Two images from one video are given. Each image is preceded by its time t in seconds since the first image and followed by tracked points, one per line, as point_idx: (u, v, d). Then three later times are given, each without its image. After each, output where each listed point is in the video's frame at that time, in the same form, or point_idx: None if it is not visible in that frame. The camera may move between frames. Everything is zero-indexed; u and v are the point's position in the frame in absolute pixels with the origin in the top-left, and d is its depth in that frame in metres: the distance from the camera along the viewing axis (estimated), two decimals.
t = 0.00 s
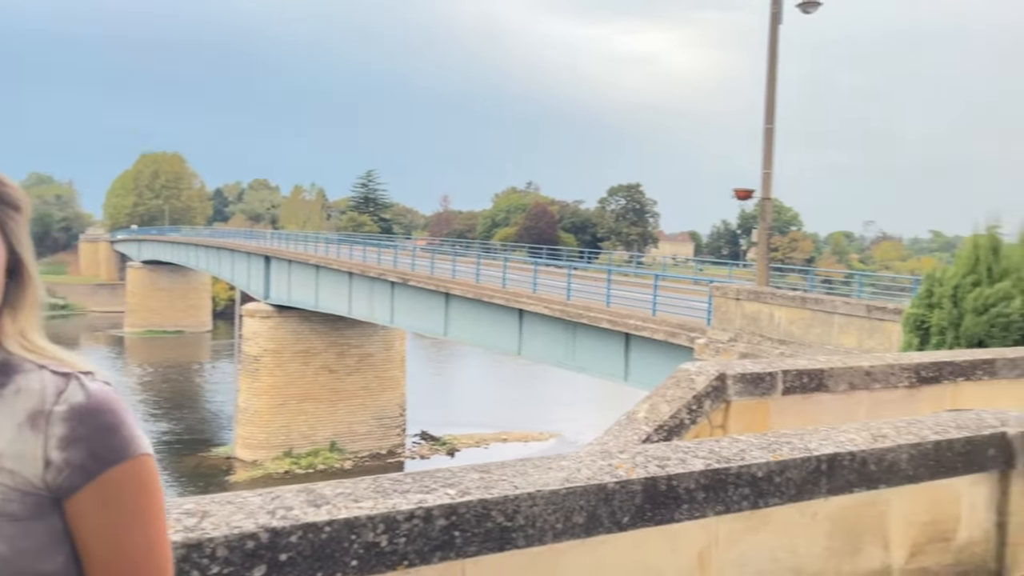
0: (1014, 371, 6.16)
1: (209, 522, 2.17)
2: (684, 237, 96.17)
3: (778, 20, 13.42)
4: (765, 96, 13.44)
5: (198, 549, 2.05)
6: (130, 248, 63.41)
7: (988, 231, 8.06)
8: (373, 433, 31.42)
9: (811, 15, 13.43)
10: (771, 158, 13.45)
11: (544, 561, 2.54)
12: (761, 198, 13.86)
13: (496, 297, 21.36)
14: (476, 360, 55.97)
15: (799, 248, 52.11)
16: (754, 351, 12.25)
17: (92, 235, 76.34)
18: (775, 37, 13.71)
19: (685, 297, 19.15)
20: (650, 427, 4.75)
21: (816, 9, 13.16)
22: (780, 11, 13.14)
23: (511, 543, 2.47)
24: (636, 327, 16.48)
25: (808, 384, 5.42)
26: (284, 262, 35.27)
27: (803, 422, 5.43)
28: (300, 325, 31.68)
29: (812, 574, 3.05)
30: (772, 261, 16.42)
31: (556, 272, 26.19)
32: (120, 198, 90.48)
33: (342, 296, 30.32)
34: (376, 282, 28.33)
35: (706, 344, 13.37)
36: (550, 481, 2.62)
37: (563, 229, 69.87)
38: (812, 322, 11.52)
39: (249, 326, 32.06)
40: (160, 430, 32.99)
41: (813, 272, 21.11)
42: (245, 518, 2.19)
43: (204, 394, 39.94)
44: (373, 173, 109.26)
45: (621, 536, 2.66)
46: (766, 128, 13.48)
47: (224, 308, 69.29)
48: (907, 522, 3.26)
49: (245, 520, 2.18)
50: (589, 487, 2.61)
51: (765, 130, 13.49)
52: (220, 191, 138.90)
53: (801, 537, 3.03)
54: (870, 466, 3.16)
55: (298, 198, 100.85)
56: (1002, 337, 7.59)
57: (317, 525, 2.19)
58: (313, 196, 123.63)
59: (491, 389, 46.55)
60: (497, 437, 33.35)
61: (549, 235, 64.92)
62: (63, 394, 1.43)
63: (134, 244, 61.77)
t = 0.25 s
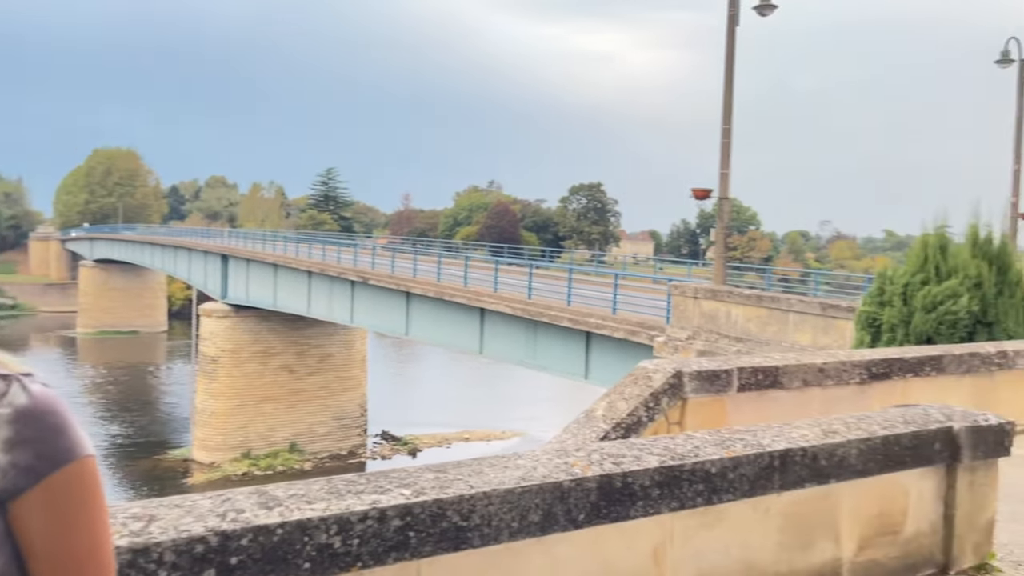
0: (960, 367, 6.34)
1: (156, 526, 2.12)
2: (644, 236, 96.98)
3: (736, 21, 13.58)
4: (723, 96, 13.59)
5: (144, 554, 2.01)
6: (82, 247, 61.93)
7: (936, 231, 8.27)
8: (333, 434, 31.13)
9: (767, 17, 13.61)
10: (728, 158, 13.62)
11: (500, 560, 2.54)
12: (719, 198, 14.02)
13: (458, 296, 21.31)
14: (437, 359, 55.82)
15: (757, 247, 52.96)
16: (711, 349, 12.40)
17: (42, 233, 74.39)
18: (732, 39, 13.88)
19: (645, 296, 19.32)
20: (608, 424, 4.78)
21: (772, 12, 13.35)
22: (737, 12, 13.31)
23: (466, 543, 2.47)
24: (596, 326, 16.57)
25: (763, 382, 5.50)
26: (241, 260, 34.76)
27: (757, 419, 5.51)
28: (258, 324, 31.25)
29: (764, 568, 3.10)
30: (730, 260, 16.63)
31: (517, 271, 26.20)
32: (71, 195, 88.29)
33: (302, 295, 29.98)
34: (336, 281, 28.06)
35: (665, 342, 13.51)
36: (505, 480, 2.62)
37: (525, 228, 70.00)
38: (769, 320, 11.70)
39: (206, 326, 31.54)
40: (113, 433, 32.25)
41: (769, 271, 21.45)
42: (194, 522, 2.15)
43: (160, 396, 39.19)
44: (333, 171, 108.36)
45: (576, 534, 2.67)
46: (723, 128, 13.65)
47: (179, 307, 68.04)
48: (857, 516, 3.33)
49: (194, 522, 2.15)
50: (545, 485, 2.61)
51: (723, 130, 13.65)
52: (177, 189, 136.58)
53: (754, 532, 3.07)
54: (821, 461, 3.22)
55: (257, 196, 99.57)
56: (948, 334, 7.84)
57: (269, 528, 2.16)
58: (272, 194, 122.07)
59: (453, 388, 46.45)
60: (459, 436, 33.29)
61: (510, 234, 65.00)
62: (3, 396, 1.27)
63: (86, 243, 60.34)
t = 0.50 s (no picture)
0: (912, 363, 6.48)
1: (104, 531, 2.08)
2: (606, 235, 97.63)
3: (695, 22, 13.74)
4: (682, 97, 13.73)
5: (93, 559, 1.96)
6: (34, 245, 60.47)
7: (888, 230, 8.44)
8: (294, 434, 30.79)
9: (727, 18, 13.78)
10: (688, 157, 13.76)
11: (458, 560, 2.54)
12: (678, 198, 14.15)
13: (420, 294, 21.24)
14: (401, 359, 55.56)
15: (717, 245, 53.63)
16: (672, 346, 12.54)
17: None
18: (692, 40, 14.03)
19: (607, 295, 19.44)
20: (568, 423, 4.79)
21: (731, 13, 13.52)
22: (697, 13, 13.46)
23: (424, 542, 2.46)
24: (558, 324, 16.63)
25: (721, 378, 5.58)
26: (200, 259, 34.23)
27: (715, 415, 5.58)
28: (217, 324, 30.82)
29: (720, 564, 3.14)
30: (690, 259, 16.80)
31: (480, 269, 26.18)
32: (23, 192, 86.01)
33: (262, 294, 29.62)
34: (297, 280, 27.77)
35: (626, 340, 13.63)
36: (463, 479, 2.61)
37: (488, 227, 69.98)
38: (728, 318, 11.84)
39: (163, 326, 31.02)
40: (68, 436, 31.53)
41: (729, 269, 21.71)
42: (145, 525, 2.11)
43: (116, 397, 38.43)
44: (294, 169, 107.17)
45: (534, 532, 2.68)
46: (683, 128, 13.79)
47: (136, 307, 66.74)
48: (810, 511, 3.39)
49: (144, 527, 2.11)
50: (503, 484, 2.62)
51: (683, 130, 13.79)
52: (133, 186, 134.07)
53: (710, 527, 3.11)
54: (776, 457, 3.27)
55: (216, 194, 98.14)
56: (900, 331, 8.02)
57: (222, 530, 2.13)
58: (231, 192, 120.36)
59: (416, 387, 46.25)
60: (422, 435, 33.17)
61: (474, 232, 64.94)
62: None
63: (38, 241, 58.89)
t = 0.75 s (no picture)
0: (866, 359, 6.60)
1: (53, 535, 2.03)
2: (570, 234, 98.02)
3: (657, 23, 13.86)
4: (644, 96, 13.84)
5: (41, 565, 1.92)
6: None
7: (844, 228, 8.57)
8: (255, 435, 30.41)
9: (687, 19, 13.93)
10: (650, 157, 13.88)
11: (416, 559, 2.53)
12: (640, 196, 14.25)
13: (383, 293, 21.12)
14: (364, 358, 55.17)
15: (680, 244, 54.15)
16: (634, 344, 12.65)
17: None
18: (653, 40, 14.15)
19: (570, 293, 19.52)
20: (529, 420, 4.80)
21: (691, 14, 13.68)
22: (658, 14, 13.59)
23: (383, 542, 2.45)
24: (522, 322, 16.65)
25: (681, 375, 5.64)
26: (157, 258, 33.64)
27: (675, 412, 5.64)
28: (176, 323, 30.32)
29: (679, 559, 3.17)
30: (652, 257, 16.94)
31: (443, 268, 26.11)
32: None
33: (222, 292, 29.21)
34: (257, 278, 27.42)
35: (589, 338, 13.71)
36: (423, 478, 2.60)
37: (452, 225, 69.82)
38: (688, 315, 11.98)
39: (120, 326, 30.44)
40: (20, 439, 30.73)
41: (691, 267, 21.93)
42: (94, 529, 2.07)
43: (71, 399, 37.62)
44: (255, 166, 105.75)
45: (494, 530, 2.68)
46: (645, 127, 13.89)
47: (91, 306, 65.37)
48: (766, 506, 3.44)
49: (95, 531, 2.06)
50: (462, 483, 2.61)
51: (645, 129, 13.90)
52: (88, 183, 131.24)
53: (669, 522, 3.15)
54: (733, 452, 3.31)
55: (175, 191, 96.50)
56: (856, 328, 8.17)
57: (174, 533, 2.09)
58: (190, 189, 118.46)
59: (379, 386, 45.98)
60: (386, 435, 32.98)
61: (438, 230, 64.74)
62: None
63: None
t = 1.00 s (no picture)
0: (821, 355, 6.72)
1: None
2: (533, 232, 98.31)
3: (617, 22, 13.97)
4: (605, 95, 13.93)
5: None
6: None
7: (801, 227, 8.70)
8: (214, 436, 29.94)
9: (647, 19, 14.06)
10: (611, 155, 13.97)
11: (376, 558, 2.52)
12: (601, 194, 14.34)
13: (344, 291, 20.94)
14: (325, 357, 54.67)
15: (641, 242, 54.61)
16: (595, 341, 12.74)
17: None
18: (613, 40, 14.25)
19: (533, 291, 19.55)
20: (490, 419, 4.79)
21: (651, 14, 13.81)
22: (618, 14, 13.69)
23: (341, 543, 2.43)
24: (484, 321, 16.65)
25: (640, 372, 5.69)
26: (112, 256, 32.95)
27: (634, 409, 5.70)
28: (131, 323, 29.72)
29: (638, 555, 3.21)
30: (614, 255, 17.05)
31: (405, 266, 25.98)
32: None
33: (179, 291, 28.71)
34: (215, 277, 27.00)
35: (551, 335, 13.77)
36: (381, 478, 2.58)
37: (415, 223, 69.54)
38: (649, 313, 12.10)
39: (73, 326, 29.77)
40: None
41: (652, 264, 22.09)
42: (42, 535, 2.02)
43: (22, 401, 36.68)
44: (213, 162, 104.17)
45: (453, 529, 2.68)
46: (606, 127, 13.98)
47: (43, 306, 63.83)
48: (724, 500, 3.49)
49: (42, 537, 2.01)
50: (421, 482, 2.60)
51: (606, 128, 13.99)
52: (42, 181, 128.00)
53: (627, 519, 3.17)
54: (690, 449, 3.35)
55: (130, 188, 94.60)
56: (812, 325, 8.32)
57: (126, 538, 2.05)
58: (146, 186, 116.30)
59: (341, 385, 45.62)
60: (347, 434, 32.73)
61: (400, 228, 64.41)
62: None
63: None
